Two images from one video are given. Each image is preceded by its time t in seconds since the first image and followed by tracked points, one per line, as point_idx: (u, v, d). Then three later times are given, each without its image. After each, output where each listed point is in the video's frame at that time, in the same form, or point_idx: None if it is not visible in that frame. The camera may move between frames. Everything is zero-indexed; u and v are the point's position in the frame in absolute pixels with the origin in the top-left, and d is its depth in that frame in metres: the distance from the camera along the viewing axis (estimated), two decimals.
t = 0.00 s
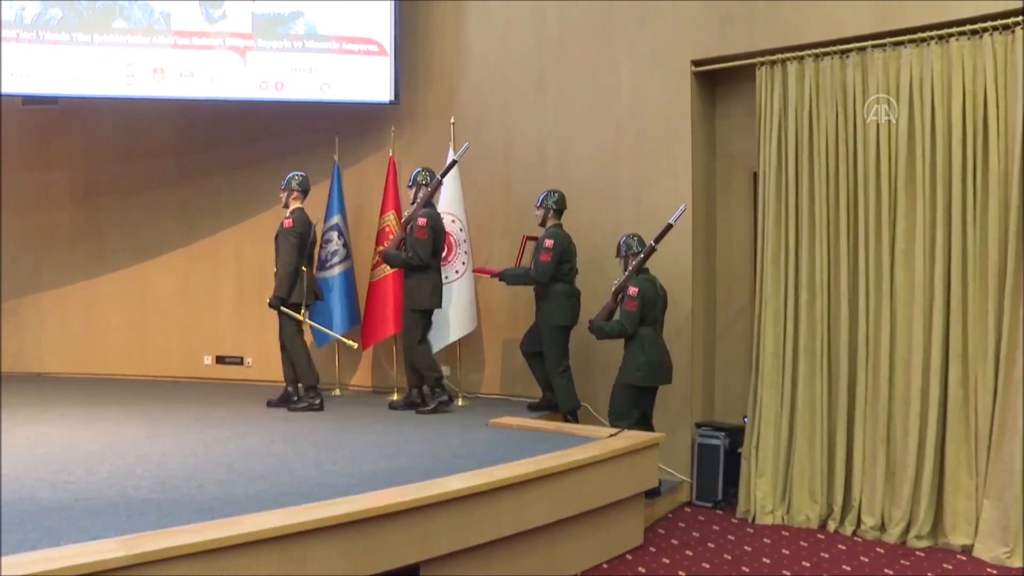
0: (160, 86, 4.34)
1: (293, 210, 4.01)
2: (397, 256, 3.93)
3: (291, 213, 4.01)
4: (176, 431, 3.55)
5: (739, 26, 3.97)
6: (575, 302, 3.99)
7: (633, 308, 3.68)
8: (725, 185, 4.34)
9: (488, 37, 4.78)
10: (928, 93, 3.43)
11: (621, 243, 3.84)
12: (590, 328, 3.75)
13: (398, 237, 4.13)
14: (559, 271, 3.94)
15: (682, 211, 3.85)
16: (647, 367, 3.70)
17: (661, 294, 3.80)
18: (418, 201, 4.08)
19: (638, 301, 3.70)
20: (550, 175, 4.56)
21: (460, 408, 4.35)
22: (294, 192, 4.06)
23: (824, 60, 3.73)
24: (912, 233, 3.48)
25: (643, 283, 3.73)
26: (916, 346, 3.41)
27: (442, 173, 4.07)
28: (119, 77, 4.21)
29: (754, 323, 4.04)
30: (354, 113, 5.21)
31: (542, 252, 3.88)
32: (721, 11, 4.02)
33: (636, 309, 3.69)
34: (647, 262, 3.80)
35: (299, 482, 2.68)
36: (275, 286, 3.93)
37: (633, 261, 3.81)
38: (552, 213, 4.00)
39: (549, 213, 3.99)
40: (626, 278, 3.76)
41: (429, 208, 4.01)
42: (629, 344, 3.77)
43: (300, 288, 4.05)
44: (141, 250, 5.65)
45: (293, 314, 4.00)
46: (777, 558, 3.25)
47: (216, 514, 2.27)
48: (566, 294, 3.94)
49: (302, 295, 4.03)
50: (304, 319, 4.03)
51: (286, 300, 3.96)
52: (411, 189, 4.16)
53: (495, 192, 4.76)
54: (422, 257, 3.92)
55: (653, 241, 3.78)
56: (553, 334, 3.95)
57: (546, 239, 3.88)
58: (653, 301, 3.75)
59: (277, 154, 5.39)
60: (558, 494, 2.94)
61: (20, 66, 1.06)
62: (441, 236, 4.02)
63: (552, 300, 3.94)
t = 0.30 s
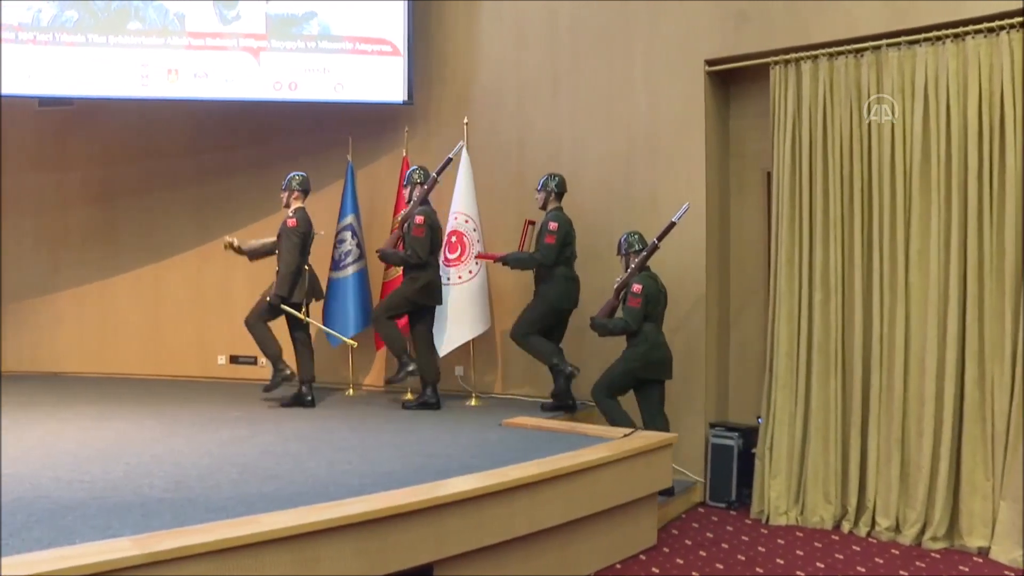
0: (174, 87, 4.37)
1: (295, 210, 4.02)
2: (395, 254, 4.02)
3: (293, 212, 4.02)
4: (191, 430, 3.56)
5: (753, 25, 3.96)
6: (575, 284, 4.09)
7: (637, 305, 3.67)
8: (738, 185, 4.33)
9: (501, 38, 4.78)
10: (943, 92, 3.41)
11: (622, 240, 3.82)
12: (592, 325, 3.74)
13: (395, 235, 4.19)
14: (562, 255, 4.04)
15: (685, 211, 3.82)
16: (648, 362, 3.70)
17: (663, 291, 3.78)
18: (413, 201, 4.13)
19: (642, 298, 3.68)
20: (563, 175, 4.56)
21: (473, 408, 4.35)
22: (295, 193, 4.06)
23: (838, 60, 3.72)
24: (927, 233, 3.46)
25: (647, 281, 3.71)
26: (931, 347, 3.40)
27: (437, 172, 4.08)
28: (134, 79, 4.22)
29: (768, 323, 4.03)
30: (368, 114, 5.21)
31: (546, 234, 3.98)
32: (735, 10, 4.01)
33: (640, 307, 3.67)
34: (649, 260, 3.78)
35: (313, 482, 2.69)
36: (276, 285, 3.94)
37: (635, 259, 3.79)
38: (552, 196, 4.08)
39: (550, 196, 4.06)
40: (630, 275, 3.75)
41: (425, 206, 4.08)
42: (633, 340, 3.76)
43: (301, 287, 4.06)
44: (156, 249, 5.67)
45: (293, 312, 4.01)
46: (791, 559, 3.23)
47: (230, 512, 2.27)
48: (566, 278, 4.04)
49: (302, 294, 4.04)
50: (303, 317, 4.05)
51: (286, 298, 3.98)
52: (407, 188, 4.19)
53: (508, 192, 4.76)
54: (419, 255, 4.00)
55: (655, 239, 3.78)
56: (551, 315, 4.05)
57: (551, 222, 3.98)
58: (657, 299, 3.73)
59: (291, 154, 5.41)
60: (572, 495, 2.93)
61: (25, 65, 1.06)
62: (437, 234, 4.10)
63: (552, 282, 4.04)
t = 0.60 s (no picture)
0: (193, 91, 4.42)
1: (291, 213, 4.03)
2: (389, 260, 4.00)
3: (289, 216, 4.03)
4: (210, 432, 3.58)
5: (771, 27, 3.95)
6: (568, 286, 4.08)
7: (632, 291, 3.68)
8: (757, 187, 4.31)
9: (518, 40, 4.78)
10: (963, 93, 3.38)
11: (618, 229, 3.83)
12: (588, 313, 3.74)
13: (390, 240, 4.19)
14: (556, 256, 4.03)
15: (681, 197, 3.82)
16: (648, 350, 3.71)
17: (659, 277, 3.80)
18: (408, 206, 4.13)
19: (637, 284, 3.69)
20: (580, 177, 4.55)
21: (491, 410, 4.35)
22: (291, 195, 4.07)
23: (856, 61, 3.70)
24: (947, 235, 3.44)
25: (642, 268, 3.73)
26: (951, 349, 3.37)
27: (431, 178, 4.14)
28: (153, 82, 4.31)
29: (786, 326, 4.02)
30: (384, 116, 5.22)
31: (541, 235, 3.95)
32: (753, 11, 4.00)
33: (636, 293, 3.68)
34: (645, 247, 3.80)
35: (332, 484, 2.69)
36: (272, 288, 3.96)
37: (631, 247, 3.80)
38: (547, 197, 4.06)
39: (544, 197, 4.05)
40: (625, 262, 3.76)
41: (420, 211, 4.10)
42: (630, 328, 3.77)
43: (298, 289, 4.07)
44: (175, 252, 5.70)
45: (290, 315, 4.04)
46: (810, 562, 3.22)
47: (250, 514, 2.28)
48: (561, 280, 4.03)
49: (300, 296, 4.06)
50: (301, 320, 4.06)
51: (283, 301, 4.00)
52: (401, 193, 4.21)
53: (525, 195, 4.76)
54: (414, 259, 3.98)
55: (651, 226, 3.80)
56: (543, 318, 4.02)
57: (545, 224, 3.96)
58: (652, 285, 3.75)
59: (309, 156, 5.42)
60: (590, 498, 2.93)
61: (28, 68, 1.06)
62: (432, 239, 4.10)
63: (545, 284, 4.02)
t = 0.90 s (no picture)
0: (212, 95, 4.40)
1: (289, 215, 4.02)
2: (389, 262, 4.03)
3: (286, 219, 4.03)
4: (228, 434, 3.59)
5: (788, 29, 3.94)
6: (567, 285, 4.11)
7: (632, 286, 3.73)
8: (775, 190, 4.29)
9: (536, 42, 4.78)
10: (984, 95, 3.36)
11: (620, 224, 3.88)
12: (590, 306, 3.81)
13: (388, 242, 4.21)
14: (554, 254, 4.06)
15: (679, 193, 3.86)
16: (651, 343, 3.78)
17: (660, 270, 3.84)
18: (407, 207, 4.15)
19: (637, 279, 3.74)
20: (598, 179, 4.55)
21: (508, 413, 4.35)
22: (288, 199, 4.09)
23: (875, 62, 3.68)
24: (967, 237, 3.42)
25: (643, 262, 3.77)
26: (972, 352, 3.35)
27: (429, 179, 4.19)
28: (172, 86, 4.32)
29: (805, 330, 4.00)
30: (402, 119, 5.23)
31: (538, 235, 3.99)
32: (771, 12, 3.99)
33: (636, 287, 3.74)
34: (645, 242, 3.84)
35: (349, 486, 2.70)
36: (273, 290, 3.99)
37: (632, 242, 3.85)
38: (545, 196, 4.10)
39: (542, 196, 4.09)
40: (625, 257, 3.80)
41: (419, 212, 4.13)
42: (632, 321, 3.84)
43: (296, 292, 4.10)
44: (194, 255, 5.73)
45: (292, 316, 4.06)
46: (828, 567, 3.20)
47: (268, 515, 2.29)
48: (559, 277, 4.06)
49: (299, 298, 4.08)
50: (302, 322, 4.08)
51: (283, 303, 4.02)
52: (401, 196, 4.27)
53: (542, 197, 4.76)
54: (414, 260, 4.01)
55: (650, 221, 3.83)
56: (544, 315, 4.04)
57: (541, 223, 4.00)
58: (652, 279, 3.80)
59: (326, 159, 5.44)
60: (607, 500, 2.92)
61: (29, 64, 1.06)
62: (431, 240, 4.13)
63: (545, 281, 4.05)
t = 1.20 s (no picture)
0: (233, 96, 4.45)
1: (291, 217, 4.06)
2: (391, 263, 4.10)
3: (288, 220, 4.06)
4: (249, 435, 3.61)
5: (810, 31, 3.92)
6: (564, 290, 4.15)
7: (636, 270, 3.80)
8: (795, 192, 4.28)
9: (557, 45, 4.78)
10: (1009, 96, 3.33)
11: (622, 211, 3.98)
12: (593, 291, 3.87)
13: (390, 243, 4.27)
14: (553, 258, 4.11)
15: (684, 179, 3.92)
16: (652, 328, 3.83)
17: (661, 259, 3.93)
18: (409, 211, 4.19)
19: (640, 264, 3.82)
20: (618, 182, 4.54)
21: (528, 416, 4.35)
22: (290, 201, 4.12)
23: (898, 64, 3.66)
24: (991, 240, 3.39)
25: (645, 247, 3.86)
26: (996, 356, 3.32)
27: (430, 183, 4.23)
28: (193, 88, 4.34)
29: (826, 333, 3.98)
30: (422, 121, 5.24)
31: (539, 239, 4.02)
32: (794, 14, 3.97)
33: (639, 272, 3.81)
34: (647, 229, 3.93)
35: (370, 487, 2.71)
36: (275, 291, 3.99)
37: (634, 228, 3.95)
38: (545, 201, 4.18)
39: (542, 201, 4.17)
40: (628, 243, 3.89)
41: (421, 215, 4.16)
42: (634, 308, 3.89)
43: (299, 295, 4.11)
44: (215, 257, 5.76)
45: (292, 318, 4.07)
46: (849, 571, 3.19)
47: (290, 516, 2.30)
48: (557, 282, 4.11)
49: (301, 301, 4.10)
50: (303, 324, 4.09)
51: (285, 305, 4.04)
52: (402, 198, 4.33)
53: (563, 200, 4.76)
54: (414, 263, 4.07)
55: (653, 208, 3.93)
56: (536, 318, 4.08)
57: (542, 227, 4.04)
58: (655, 265, 3.88)
59: (347, 161, 5.46)
60: (627, 503, 2.92)
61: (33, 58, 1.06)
62: (433, 243, 4.19)
63: (544, 284, 4.08)
